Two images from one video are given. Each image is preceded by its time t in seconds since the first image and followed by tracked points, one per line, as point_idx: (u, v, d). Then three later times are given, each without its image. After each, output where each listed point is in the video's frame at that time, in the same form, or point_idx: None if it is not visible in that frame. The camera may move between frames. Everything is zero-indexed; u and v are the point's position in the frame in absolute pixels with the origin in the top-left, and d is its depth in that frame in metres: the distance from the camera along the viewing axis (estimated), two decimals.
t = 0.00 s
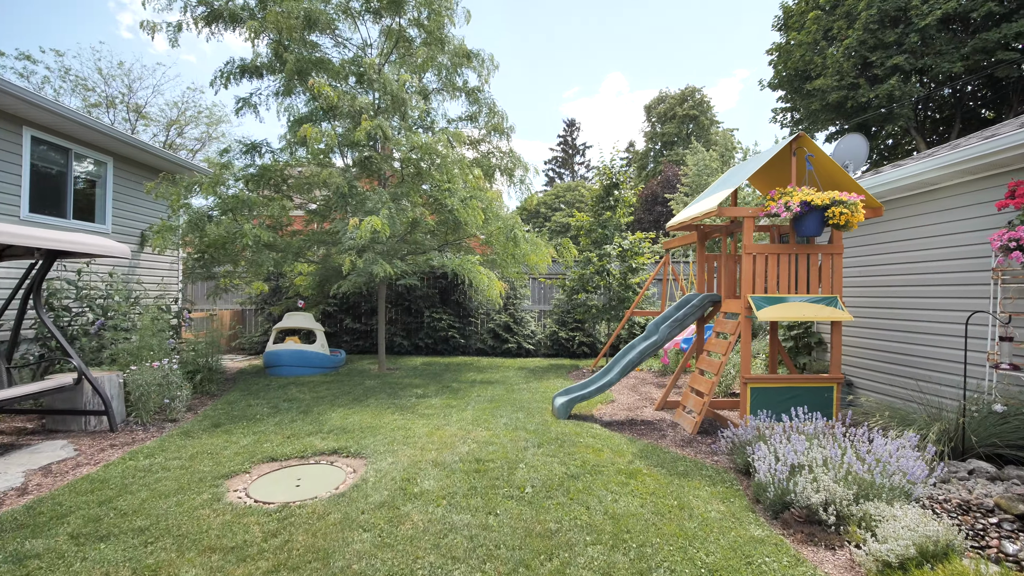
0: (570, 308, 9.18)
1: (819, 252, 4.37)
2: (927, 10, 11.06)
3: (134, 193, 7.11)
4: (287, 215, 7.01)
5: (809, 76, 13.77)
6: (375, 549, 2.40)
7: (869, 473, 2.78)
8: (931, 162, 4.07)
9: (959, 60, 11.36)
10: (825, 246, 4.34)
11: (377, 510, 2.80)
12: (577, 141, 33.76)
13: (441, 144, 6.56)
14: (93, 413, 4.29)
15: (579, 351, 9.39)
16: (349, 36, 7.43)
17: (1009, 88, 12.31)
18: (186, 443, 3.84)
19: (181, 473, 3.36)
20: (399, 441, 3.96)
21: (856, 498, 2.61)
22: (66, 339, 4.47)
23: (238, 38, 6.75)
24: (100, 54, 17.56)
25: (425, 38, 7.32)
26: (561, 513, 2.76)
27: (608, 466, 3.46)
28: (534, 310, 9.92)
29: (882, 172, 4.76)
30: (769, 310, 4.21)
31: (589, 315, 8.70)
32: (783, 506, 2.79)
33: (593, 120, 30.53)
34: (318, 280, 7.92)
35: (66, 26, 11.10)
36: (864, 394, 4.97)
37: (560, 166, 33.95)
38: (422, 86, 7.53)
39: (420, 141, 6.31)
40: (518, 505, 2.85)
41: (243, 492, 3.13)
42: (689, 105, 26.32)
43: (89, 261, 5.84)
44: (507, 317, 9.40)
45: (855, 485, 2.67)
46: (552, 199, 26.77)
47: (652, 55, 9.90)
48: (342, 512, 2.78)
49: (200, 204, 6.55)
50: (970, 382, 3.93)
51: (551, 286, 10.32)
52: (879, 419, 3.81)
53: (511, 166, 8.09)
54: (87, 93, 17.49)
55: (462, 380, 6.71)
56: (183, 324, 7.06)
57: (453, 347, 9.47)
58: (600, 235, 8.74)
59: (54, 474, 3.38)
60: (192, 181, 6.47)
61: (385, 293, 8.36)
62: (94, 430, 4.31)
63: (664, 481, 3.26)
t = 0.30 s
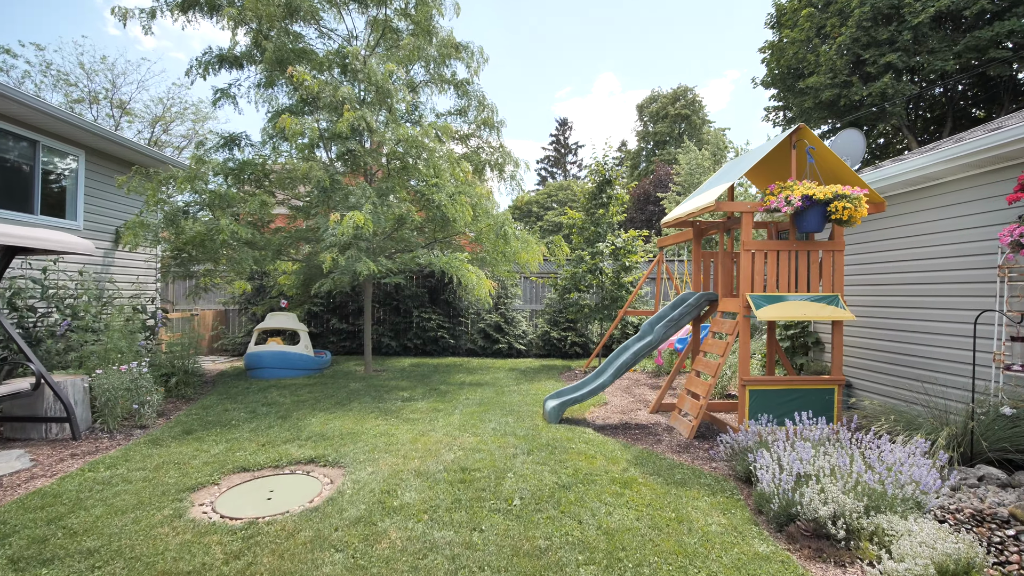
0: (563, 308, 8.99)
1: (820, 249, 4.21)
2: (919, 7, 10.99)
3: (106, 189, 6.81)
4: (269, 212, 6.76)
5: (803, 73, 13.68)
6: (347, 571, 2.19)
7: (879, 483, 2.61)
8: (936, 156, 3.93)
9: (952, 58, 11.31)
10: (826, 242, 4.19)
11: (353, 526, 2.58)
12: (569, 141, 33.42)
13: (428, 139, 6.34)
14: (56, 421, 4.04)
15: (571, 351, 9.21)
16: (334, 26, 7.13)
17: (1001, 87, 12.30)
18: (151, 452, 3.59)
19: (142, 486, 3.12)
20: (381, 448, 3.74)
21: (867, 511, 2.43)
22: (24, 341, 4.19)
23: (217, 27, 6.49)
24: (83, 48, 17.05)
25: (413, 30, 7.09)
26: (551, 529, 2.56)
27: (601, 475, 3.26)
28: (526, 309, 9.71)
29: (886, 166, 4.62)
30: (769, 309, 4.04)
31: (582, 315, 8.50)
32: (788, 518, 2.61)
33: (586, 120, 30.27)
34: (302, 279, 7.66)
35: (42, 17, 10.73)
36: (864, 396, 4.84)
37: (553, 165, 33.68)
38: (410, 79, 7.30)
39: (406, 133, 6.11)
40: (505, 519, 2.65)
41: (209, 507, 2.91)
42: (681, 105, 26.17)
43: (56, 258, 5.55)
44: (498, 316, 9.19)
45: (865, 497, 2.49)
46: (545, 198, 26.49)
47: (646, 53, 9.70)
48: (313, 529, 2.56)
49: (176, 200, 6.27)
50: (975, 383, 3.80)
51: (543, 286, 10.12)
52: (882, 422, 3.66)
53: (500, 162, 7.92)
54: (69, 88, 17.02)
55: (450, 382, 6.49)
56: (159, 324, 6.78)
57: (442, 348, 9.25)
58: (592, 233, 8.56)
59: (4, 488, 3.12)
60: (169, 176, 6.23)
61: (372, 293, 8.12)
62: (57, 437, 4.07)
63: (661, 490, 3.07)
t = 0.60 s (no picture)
0: (550, 308, 8.83)
1: (816, 247, 4.09)
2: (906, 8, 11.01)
3: (69, 183, 6.46)
4: (244, 208, 6.47)
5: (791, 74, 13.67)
6: None
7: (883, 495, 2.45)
8: (932, 152, 3.82)
9: (937, 60, 11.36)
10: (822, 241, 4.06)
11: (319, 547, 2.36)
12: (557, 141, 33.20)
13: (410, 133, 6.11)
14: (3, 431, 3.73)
15: (559, 352, 9.04)
16: (314, 16, 6.86)
17: (983, 89, 12.32)
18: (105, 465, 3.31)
19: (92, 503, 2.85)
20: (357, 458, 3.51)
21: (872, 525, 2.28)
22: None
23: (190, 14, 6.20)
24: (58, 40, 16.41)
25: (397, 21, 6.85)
26: (535, 549, 2.36)
27: (590, 486, 3.08)
28: (513, 309, 9.51)
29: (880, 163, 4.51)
30: (764, 310, 3.90)
31: (570, 315, 8.32)
32: (789, 533, 2.44)
33: (575, 120, 30.15)
34: (280, 278, 7.37)
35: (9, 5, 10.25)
36: (858, 399, 4.73)
37: (541, 165, 33.40)
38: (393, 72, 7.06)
39: (387, 125, 5.89)
40: (486, 537, 2.44)
41: (165, 526, 2.66)
42: (668, 105, 26.13)
43: (13, 255, 5.21)
44: (484, 317, 8.99)
45: (870, 510, 2.33)
46: (533, 197, 26.25)
47: (634, 55, 9.54)
48: (275, 552, 2.33)
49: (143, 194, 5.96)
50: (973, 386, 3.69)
51: (530, 285, 9.94)
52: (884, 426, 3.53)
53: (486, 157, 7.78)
54: (43, 81, 16.38)
55: (434, 385, 6.27)
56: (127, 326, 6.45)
57: (427, 349, 9.02)
58: (580, 232, 8.40)
59: None
60: (138, 170, 5.93)
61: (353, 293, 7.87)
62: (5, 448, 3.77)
63: (653, 503, 2.89)
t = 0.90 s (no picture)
0: (534, 309, 8.67)
1: (805, 248, 3.99)
2: (884, 13, 11.14)
3: (22, 176, 6.07)
4: (213, 205, 6.16)
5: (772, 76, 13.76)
6: None
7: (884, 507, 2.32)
8: (920, 152, 3.75)
9: (914, 65, 11.52)
10: (812, 241, 3.96)
11: None
12: (541, 142, 33.02)
13: (387, 129, 5.87)
14: None
15: (543, 355, 8.88)
16: (289, 7, 6.61)
17: (957, 95, 12.52)
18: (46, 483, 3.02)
19: (26, 528, 2.57)
20: (326, 471, 3.28)
21: (873, 541, 2.14)
22: None
23: None
24: (22, 31, 15.58)
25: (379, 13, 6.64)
26: (517, 572, 2.18)
27: (575, 499, 2.90)
28: (496, 311, 9.32)
29: (867, 163, 4.45)
30: (754, 312, 3.77)
31: (553, 317, 8.16)
32: (786, 549, 2.30)
33: (559, 122, 30.07)
34: (252, 279, 7.06)
35: None
36: (847, 402, 4.66)
37: (525, 166, 33.24)
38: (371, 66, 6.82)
39: (362, 119, 5.65)
40: (464, 561, 2.24)
41: (107, 553, 2.41)
42: (651, 108, 26.18)
43: None
44: (466, 319, 8.78)
45: (871, 525, 2.20)
46: (517, 198, 26.05)
47: (621, 58, 9.44)
48: None
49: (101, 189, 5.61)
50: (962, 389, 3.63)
51: (513, 287, 9.76)
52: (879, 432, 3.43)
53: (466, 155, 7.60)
54: (5, 73, 15.56)
55: (413, 390, 6.04)
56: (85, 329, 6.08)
57: (407, 353, 8.76)
58: (564, 232, 8.24)
59: None
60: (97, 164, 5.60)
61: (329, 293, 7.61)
62: None
63: (641, 517, 2.72)
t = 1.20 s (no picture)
0: (510, 309, 8.50)
1: (787, 246, 3.91)
2: (854, 18, 11.36)
3: None
4: (168, 199, 5.76)
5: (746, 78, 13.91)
6: None
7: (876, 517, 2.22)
8: (899, 150, 3.73)
9: (881, 69, 11.80)
10: (794, 240, 3.89)
11: None
12: (517, 141, 32.79)
13: (357, 120, 5.59)
14: None
15: (519, 356, 8.71)
16: None
17: (921, 100, 12.87)
18: None
19: None
20: (285, 486, 3.02)
21: (867, 554, 2.04)
22: None
23: None
24: None
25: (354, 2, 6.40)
26: None
27: (554, 512, 2.72)
28: (471, 311, 9.09)
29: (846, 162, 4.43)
30: (736, 312, 3.67)
31: (530, 317, 7.99)
32: (777, 564, 2.17)
33: (535, 121, 29.94)
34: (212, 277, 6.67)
35: None
36: (825, 402, 4.64)
37: (501, 165, 32.98)
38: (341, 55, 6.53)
39: (329, 107, 5.36)
40: None
41: None
42: (626, 108, 26.25)
43: None
44: (441, 319, 8.53)
45: (864, 536, 2.09)
46: (493, 197, 25.79)
47: (599, 59, 9.31)
48: None
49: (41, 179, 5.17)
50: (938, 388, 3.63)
51: (489, 286, 9.56)
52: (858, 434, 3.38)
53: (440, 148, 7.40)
54: None
55: (384, 394, 5.77)
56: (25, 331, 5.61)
57: (379, 354, 8.47)
58: (541, 230, 8.09)
59: None
60: (38, 152, 5.17)
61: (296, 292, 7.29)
62: None
63: (624, 530, 2.57)
